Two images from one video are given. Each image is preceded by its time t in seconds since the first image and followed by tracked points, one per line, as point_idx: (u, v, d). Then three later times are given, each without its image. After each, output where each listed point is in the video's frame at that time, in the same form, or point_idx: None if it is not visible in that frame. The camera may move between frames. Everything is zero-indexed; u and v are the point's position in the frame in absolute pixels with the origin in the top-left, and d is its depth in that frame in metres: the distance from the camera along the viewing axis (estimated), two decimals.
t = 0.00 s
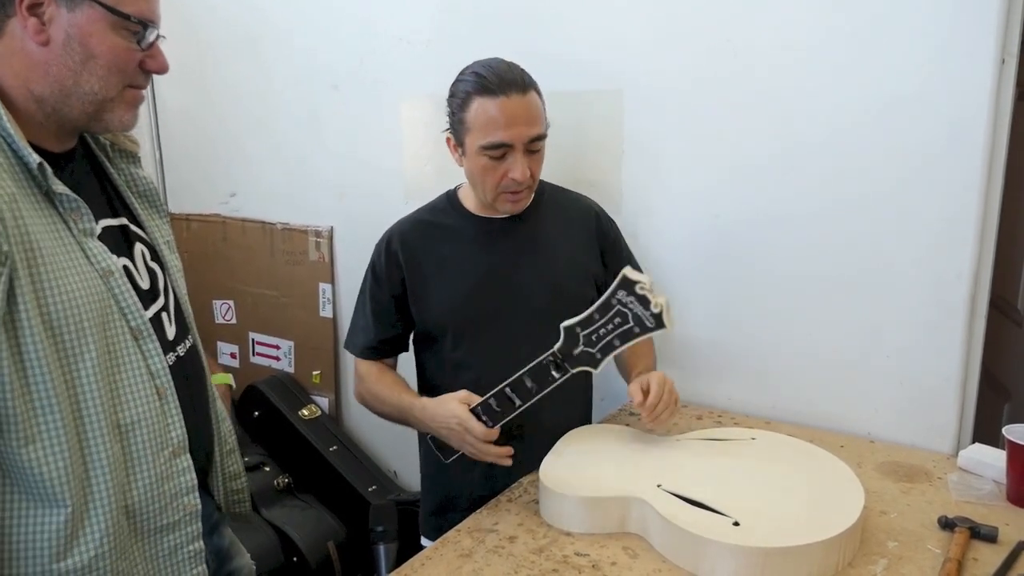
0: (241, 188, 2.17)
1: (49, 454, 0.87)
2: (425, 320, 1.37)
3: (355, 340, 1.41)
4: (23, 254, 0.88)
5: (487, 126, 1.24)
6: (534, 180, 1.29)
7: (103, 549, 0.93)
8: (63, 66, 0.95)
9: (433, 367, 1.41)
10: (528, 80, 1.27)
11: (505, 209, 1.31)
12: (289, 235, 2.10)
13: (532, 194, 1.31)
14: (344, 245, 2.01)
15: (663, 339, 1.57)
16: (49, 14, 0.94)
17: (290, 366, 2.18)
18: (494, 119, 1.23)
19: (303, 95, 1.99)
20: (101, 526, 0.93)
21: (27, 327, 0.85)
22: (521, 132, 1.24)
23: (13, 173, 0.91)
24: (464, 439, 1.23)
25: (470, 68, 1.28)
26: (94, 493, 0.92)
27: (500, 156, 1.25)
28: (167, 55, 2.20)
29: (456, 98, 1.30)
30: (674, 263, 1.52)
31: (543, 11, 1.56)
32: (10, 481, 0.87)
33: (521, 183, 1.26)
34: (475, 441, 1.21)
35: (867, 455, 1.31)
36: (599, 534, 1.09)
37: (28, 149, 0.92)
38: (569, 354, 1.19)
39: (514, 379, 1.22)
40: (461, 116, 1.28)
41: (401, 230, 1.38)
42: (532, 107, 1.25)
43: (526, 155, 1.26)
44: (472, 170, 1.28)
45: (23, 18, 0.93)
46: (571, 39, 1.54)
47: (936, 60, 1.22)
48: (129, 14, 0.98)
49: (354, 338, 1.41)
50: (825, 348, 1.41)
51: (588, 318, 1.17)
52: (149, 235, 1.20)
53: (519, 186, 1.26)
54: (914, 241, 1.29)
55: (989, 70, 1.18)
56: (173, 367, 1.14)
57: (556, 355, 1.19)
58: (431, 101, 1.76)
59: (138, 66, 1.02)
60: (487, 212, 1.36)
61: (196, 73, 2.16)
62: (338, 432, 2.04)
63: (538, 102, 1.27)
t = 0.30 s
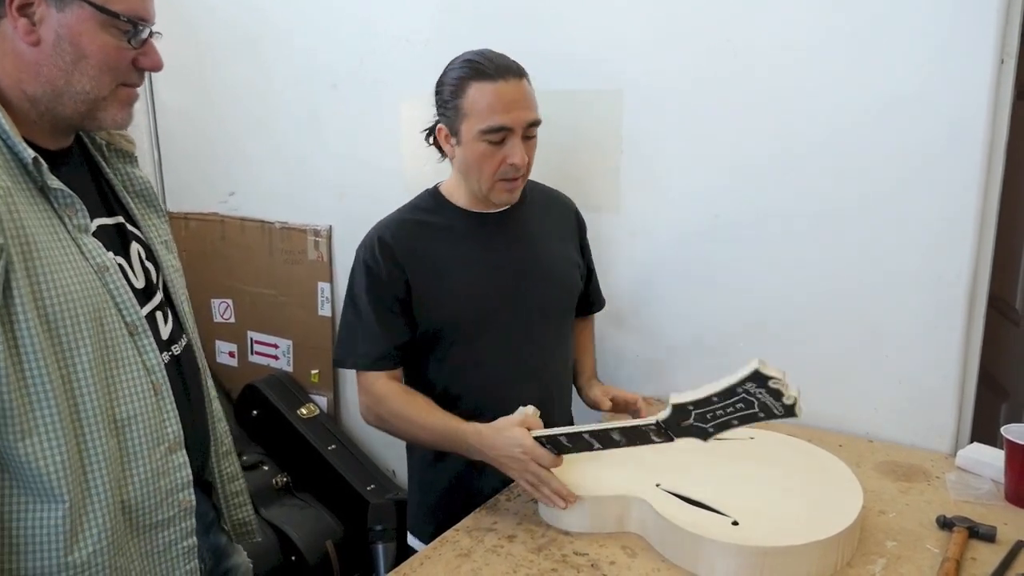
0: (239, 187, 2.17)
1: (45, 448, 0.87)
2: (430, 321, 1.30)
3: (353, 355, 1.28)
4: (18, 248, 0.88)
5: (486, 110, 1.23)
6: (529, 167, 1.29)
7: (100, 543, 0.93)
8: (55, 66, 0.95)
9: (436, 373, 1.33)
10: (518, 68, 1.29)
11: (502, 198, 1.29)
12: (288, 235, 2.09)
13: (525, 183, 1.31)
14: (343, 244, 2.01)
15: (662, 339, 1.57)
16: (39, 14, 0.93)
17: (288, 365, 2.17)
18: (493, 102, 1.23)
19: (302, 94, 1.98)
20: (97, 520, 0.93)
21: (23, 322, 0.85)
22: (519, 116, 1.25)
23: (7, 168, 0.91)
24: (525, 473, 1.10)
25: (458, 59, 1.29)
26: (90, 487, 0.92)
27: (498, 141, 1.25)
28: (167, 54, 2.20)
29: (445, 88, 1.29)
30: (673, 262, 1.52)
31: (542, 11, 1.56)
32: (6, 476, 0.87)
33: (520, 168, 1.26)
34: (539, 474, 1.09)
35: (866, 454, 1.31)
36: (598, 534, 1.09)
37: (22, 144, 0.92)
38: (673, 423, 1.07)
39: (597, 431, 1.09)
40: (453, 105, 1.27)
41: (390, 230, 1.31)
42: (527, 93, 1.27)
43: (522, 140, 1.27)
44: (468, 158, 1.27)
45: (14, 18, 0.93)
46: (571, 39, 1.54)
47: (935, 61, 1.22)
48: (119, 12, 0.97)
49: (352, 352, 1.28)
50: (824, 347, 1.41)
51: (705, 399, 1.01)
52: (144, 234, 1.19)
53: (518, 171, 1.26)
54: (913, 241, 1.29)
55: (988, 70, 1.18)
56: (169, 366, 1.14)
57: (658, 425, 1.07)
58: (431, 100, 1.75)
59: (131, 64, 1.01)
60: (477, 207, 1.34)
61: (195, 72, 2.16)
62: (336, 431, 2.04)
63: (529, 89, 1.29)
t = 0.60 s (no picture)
0: (238, 186, 2.17)
1: (46, 445, 0.87)
2: (428, 325, 1.23)
3: (347, 366, 1.19)
4: (17, 245, 0.87)
5: (482, 98, 1.22)
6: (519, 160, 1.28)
7: (102, 540, 0.93)
8: (51, 66, 0.94)
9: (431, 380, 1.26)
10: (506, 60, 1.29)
11: (492, 190, 1.27)
12: (286, 233, 2.09)
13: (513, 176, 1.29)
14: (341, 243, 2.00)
15: (661, 338, 1.57)
16: (34, 15, 0.93)
17: (286, 364, 2.17)
18: (489, 90, 1.22)
19: (301, 92, 1.98)
20: (98, 517, 0.93)
21: (22, 318, 0.85)
22: (513, 105, 1.24)
23: (6, 164, 0.91)
24: (537, 484, 1.08)
25: (444, 49, 1.27)
26: (90, 484, 0.92)
27: (492, 130, 1.23)
28: (166, 53, 2.19)
29: (433, 78, 1.26)
30: (671, 262, 1.52)
31: (542, 9, 1.56)
32: (8, 473, 0.87)
33: (513, 158, 1.25)
34: (555, 484, 1.07)
35: (864, 453, 1.32)
36: (597, 532, 1.09)
37: (21, 140, 0.92)
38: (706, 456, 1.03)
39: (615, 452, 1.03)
40: (444, 94, 1.24)
41: (380, 230, 1.23)
42: (518, 83, 1.26)
43: (513, 131, 1.26)
44: (462, 148, 1.23)
45: (9, 20, 0.92)
46: (570, 38, 1.54)
47: (934, 61, 1.22)
48: (114, 9, 0.96)
49: (348, 363, 1.19)
50: (822, 346, 1.41)
51: (744, 437, 1.04)
52: (144, 230, 1.19)
53: (511, 161, 1.24)
54: (911, 240, 1.29)
55: (987, 69, 1.19)
56: (170, 362, 1.14)
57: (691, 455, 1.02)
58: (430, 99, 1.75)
59: (128, 60, 1.00)
60: (461, 203, 1.30)
61: (193, 70, 2.16)
62: (335, 430, 2.04)
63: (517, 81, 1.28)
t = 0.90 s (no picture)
0: (236, 185, 2.17)
1: (50, 445, 0.87)
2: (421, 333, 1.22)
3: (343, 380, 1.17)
4: (18, 245, 0.88)
5: (469, 99, 1.22)
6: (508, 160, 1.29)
7: (107, 538, 0.93)
8: (45, 69, 0.94)
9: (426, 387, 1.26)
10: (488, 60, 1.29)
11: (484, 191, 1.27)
12: (284, 233, 2.09)
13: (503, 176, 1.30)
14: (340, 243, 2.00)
15: (659, 337, 1.57)
16: (25, 17, 0.93)
17: (286, 364, 2.17)
18: (476, 91, 1.22)
19: (299, 92, 1.98)
20: (104, 516, 0.93)
21: (24, 319, 0.85)
22: (501, 105, 1.24)
23: (7, 165, 0.91)
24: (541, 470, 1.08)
25: (426, 52, 1.27)
26: (95, 483, 0.92)
27: (482, 131, 1.24)
28: (165, 52, 2.19)
29: (417, 81, 1.26)
30: (669, 261, 1.52)
31: (541, 8, 1.56)
32: (12, 473, 0.87)
33: (504, 158, 1.26)
34: (560, 467, 1.08)
35: (862, 452, 1.32)
36: (596, 531, 1.09)
37: (18, 140, 0.92)
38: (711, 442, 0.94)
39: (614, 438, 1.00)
40: (430, 97, 1.24)
41: (369, 237, 1.22)
42: (504, 81, 1.27)
43: (502, 132, 1.27)
44: (452, 151, 1.24)
45: None
46: (569, 37, 1.54)
47: (932, 60, 1.22)
48: (106, 11, 0.95)
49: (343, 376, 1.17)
50: (820, 345, 1.41)
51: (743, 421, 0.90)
52: (144, 228, 1.20)
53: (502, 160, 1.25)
54: (909, 239, 1.29)
55: (985, 68, 1.19)
56: (173, 360, 1.14)
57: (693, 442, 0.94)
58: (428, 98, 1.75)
59: (122, 61, 1.00)
60: (451, 207, 1.31)
61: (191, 70, 2.16)
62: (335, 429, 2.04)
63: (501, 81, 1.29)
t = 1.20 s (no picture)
0: (236, 186, 2.17)
1: (51, 446, 0.87)
2: (419, 335, 1.23)
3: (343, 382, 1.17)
4: (20, 246, 0.88)
5: (461, 106, 1.22)
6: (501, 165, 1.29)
7: (107, 540, 0.93)
8: (47, 71, 0.95)
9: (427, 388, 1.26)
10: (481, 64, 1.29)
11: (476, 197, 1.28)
12: (284, 235, 2.09)
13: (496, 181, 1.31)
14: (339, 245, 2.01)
15: (658, 338, 1.57)
16: (28, 20, 0.93)
17: (286, 365, 2.18)
18: (468, 98, 1.22)
19: (299, 94, 1.98)
20: (103, 517, 0.93)
21: (26, 320, 0.85)
22: (493, 112, 1.25)
23: (9, 166, 0.91)
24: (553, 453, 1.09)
25: (419, 56, 1.27)
26: (96, 484, 0.92)
27: (473, 138, 1.24)
28: (165, 53, 2.19)
29: (410, 86, 1.26)
30: (668, 262, 1.53)
31: (540, 9, 1.56)
32: (14, 474, 0.87)
33: (496, 165, 1.26)
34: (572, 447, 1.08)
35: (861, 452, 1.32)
36: (595, 532, 1.10)
37: (22, 141, 0.92)
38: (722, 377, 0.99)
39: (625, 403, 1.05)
40: (423, 102, 1.25)
41: (366, 239, 1.22)
42: (496, 87, 1.27)
43: (495, 138, 1.27)
44: (444, 157, 1.24)
45: (4, 25, 0.92)
46: (568, 39, 1.54)
47: (930, 62, 1.23)
48: (108, 13, 0.96)
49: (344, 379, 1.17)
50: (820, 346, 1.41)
51: (753, 343, 0.97)
52: (149, 230, 1.20)
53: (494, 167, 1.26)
54: (907, 241, 1.30)
55: (983, 70, 1.19)
56: (176, 363, 1.14)
57: (704, 377, 0.99)
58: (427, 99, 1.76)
59: (125, 63, 1.00)
60: (444, 211, 1.31)
61: (191, 72, 2.16)
62: (334, 430, 2.05)
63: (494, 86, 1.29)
